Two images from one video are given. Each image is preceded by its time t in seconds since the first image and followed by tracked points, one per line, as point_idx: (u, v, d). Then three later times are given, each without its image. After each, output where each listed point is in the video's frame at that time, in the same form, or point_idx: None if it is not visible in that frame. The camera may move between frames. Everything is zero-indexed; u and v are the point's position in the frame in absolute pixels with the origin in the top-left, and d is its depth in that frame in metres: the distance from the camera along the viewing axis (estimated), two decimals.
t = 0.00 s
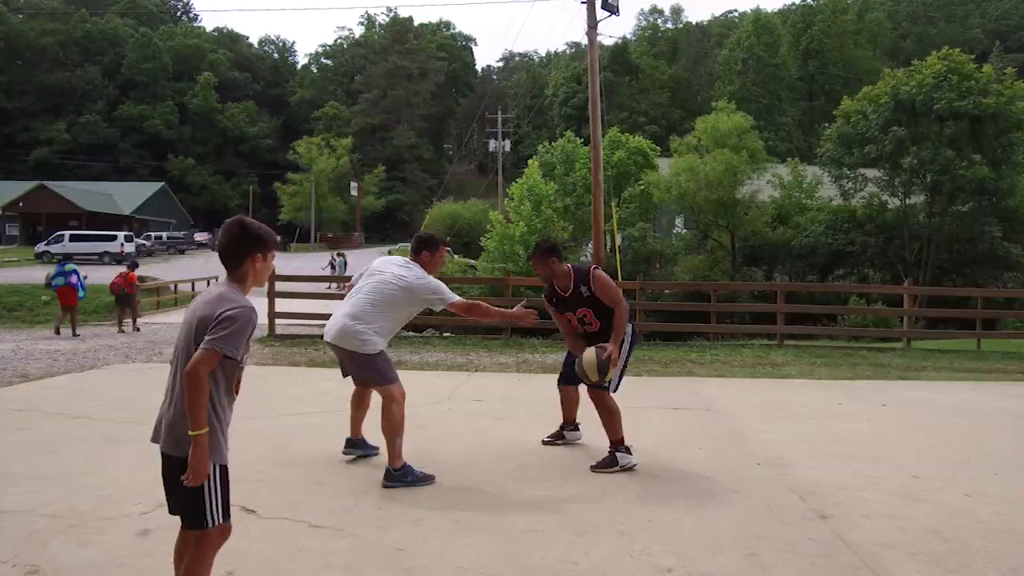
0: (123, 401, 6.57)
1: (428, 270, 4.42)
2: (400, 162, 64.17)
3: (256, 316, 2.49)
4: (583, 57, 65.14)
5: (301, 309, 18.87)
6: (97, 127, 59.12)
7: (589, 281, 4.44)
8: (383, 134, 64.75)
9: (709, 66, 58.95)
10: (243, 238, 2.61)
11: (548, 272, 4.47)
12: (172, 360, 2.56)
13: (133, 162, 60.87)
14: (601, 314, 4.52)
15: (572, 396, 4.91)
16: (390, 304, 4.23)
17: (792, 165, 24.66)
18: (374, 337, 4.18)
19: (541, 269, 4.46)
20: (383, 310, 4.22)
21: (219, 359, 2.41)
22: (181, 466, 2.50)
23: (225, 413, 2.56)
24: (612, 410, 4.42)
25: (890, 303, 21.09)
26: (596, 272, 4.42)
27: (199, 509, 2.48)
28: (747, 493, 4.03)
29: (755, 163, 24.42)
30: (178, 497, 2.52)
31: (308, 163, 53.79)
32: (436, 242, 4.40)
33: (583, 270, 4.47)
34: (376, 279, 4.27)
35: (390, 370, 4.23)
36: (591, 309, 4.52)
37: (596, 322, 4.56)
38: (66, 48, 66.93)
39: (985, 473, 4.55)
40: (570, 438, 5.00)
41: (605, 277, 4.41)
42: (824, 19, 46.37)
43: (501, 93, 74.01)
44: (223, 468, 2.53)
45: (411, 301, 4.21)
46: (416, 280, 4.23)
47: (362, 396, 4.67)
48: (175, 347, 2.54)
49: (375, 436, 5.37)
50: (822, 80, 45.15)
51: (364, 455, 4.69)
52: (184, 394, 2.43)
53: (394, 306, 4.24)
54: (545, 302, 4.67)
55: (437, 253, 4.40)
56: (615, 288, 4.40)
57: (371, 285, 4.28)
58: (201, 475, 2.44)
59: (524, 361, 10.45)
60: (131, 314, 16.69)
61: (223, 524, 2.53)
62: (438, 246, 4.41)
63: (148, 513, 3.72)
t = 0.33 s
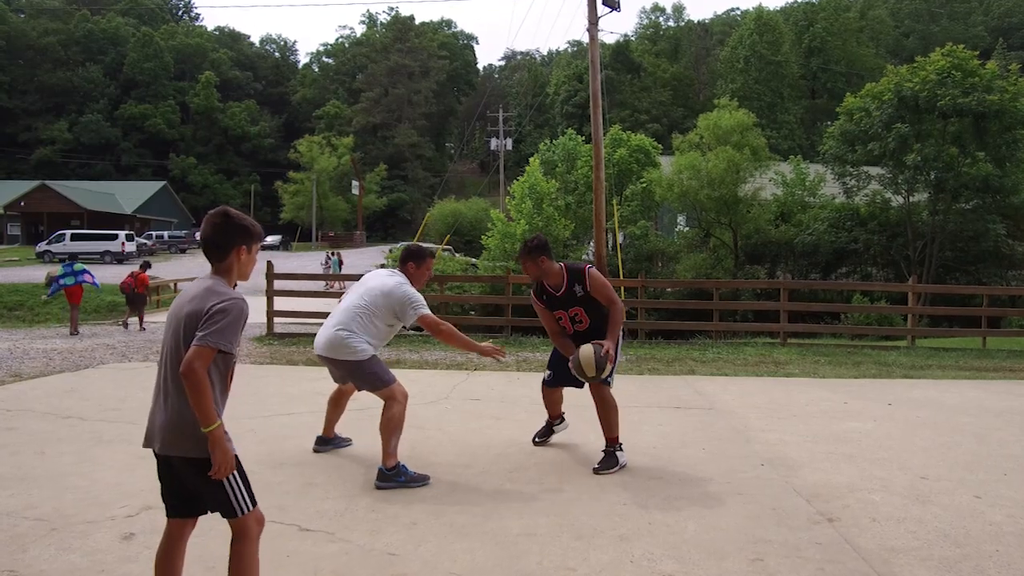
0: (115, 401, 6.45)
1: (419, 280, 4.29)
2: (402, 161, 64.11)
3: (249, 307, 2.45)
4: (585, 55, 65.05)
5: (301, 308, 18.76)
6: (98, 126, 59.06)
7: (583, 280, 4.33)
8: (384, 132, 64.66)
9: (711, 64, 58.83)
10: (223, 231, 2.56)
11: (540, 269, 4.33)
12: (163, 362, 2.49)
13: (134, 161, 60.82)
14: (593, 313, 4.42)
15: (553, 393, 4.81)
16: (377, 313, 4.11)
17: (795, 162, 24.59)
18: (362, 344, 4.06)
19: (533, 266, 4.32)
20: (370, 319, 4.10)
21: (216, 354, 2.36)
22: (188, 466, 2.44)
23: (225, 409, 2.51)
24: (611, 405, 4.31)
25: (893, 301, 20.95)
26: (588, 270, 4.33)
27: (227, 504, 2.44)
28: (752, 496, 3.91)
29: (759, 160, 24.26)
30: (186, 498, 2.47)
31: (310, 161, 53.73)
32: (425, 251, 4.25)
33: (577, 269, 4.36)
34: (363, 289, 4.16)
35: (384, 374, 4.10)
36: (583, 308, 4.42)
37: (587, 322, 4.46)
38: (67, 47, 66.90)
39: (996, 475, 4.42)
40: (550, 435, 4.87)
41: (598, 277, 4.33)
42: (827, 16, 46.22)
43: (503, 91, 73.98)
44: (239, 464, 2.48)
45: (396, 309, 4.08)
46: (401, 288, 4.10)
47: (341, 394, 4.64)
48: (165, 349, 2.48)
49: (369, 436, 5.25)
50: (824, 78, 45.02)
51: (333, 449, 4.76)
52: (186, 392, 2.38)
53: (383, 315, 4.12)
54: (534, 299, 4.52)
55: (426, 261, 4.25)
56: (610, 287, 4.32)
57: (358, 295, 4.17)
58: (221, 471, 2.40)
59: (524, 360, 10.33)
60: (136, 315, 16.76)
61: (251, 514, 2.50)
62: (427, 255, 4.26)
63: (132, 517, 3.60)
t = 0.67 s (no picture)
0: (111, 401, 6.35)
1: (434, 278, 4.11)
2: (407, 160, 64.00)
3: (286, 318, 2.24)
4: (590, 53, 64.87)
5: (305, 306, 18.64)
6: (104, 126, 59.16)
7: (585, 270, 4.22)
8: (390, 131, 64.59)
9: (717, 62, 58.54)
10: (266, 231, 2.38)
11: (540, 265, 4.18)
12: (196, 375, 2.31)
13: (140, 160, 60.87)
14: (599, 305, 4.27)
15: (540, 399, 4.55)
16: (385, 310, 3.95)
17: (801, 159, 24.42)
18: (364, 341, 3.91)
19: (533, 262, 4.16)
20: (375, 315, 3.95)
21: (251, 369, 2.15)
22: (219, 486, 2.25)
23: (261, 426, 2.33)
24: (616, 414, 4.18)
25: (902, 299, 20.71)
26: (589, 261, 4.23)
27: (267, 532, 2.25)
28: (762, 504, 3.77)
29: (766, 157, 24.08)
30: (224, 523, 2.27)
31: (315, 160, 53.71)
32: (445, 248, 4.08)
33: (576, 261, 4.25)
34: (376, 283, 4.01)
35: (385, 374, 3.95)
36: (587, 302, 4.25)
37: (592, 317, 4.25)
38: (73, 47, 67.02)
39: (1018, 482, 4.24)
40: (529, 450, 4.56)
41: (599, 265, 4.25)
42: (833, 13, 45.92)
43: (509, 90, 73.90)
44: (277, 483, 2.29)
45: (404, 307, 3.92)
46: (414, 287, 3.94)
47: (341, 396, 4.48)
48: (201, 360, 2.29)
49: (366, 439, 5.13)
50: (831, 75, 44.69)
51: (330, 455, 4.58)
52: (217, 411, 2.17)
53: (391, 312, 3.97)
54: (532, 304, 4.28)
55: (445, 258, 4.08)
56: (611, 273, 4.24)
57: (370, 289, 4.02)
58: (251, 504, 2.19)
59: (528, 360, 10.20)
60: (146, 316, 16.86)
61: (290, 544, 2.29)
62: (446, 253, 4.09)
63: (117, 526, 3.46)
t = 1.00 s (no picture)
0: (109, 402, 6.17)
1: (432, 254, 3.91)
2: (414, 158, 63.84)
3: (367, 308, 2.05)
4: (597, 51, 64.53)
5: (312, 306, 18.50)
6: (112, 126, 59.28)
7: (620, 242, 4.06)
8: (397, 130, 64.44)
9: (726, 59, 58.16)
10: (339, 216, 2.20)
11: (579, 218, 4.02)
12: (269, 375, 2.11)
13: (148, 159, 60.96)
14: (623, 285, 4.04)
15: (539, 394, 4.07)
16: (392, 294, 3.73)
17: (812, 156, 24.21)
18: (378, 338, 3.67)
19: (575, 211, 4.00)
20: (384, 302, 3.74)
21: (336, 366, 1.95)
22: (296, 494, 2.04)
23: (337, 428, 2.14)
24: (628, 416, 3.99)
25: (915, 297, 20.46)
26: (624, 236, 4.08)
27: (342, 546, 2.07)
28: (786, 513, 3.58)
29: (776, 155, 23.88)
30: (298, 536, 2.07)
31: (322, 159, 53.62)
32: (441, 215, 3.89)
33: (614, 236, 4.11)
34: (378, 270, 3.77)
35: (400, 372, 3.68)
36: (609, 272, 3.97)
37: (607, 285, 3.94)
38: (82, 47, 67.18)
39: None
40: (516, 461, 4.04)
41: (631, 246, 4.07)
42: (843, 9, 45.54)
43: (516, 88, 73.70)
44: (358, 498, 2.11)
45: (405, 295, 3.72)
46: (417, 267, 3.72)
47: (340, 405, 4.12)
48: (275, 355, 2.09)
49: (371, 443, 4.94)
50: (842, 72, 44.26)
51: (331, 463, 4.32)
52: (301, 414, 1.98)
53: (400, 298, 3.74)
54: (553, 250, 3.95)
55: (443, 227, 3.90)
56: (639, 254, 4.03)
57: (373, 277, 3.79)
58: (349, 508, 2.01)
59: (537, 359, 10.02)
60: (156, 314, 16.95)
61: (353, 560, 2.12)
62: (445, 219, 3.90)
63: (108, 535, 3.29)
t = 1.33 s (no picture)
0: (105, 407, 5.98)
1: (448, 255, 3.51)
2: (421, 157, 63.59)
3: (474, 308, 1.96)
4: (604, 48, 64.17)
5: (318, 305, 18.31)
6: (119, 125, 59.28)
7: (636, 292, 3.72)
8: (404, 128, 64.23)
9: (733, 57, 57.75)
10: (424, 216, 2.08)
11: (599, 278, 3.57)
12: (371, 390, 2.00)
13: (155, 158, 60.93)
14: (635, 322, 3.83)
15: (543, 418, 3.78)
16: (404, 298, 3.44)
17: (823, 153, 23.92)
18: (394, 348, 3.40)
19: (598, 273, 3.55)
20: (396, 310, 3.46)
21: (455, 369, 1.86)
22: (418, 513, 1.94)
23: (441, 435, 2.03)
24: (642, 423, 3.76)
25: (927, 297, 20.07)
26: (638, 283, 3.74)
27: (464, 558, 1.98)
28: (816, 528, 3.35)
29: (786, 152, 23.59)
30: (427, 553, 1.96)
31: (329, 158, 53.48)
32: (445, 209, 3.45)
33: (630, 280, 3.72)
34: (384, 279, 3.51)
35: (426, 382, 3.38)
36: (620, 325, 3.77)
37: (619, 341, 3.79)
38: (89, 47, 67.26)
39: None
40: (524, 484, 3.75)
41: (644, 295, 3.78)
42: (852, 6, 45.13)
43: (523, 87, 73.41)
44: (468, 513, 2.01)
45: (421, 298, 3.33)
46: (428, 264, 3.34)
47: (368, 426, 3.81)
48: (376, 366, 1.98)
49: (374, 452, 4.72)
50: (851, 69, 43.79)
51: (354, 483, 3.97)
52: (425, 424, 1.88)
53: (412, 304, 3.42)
54: (570, 308, 3.57)
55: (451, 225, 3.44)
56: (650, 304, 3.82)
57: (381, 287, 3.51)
58: (459, 527, 1.91)
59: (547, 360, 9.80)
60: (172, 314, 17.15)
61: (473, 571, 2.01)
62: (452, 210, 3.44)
63: (92, 553, 3.09)
